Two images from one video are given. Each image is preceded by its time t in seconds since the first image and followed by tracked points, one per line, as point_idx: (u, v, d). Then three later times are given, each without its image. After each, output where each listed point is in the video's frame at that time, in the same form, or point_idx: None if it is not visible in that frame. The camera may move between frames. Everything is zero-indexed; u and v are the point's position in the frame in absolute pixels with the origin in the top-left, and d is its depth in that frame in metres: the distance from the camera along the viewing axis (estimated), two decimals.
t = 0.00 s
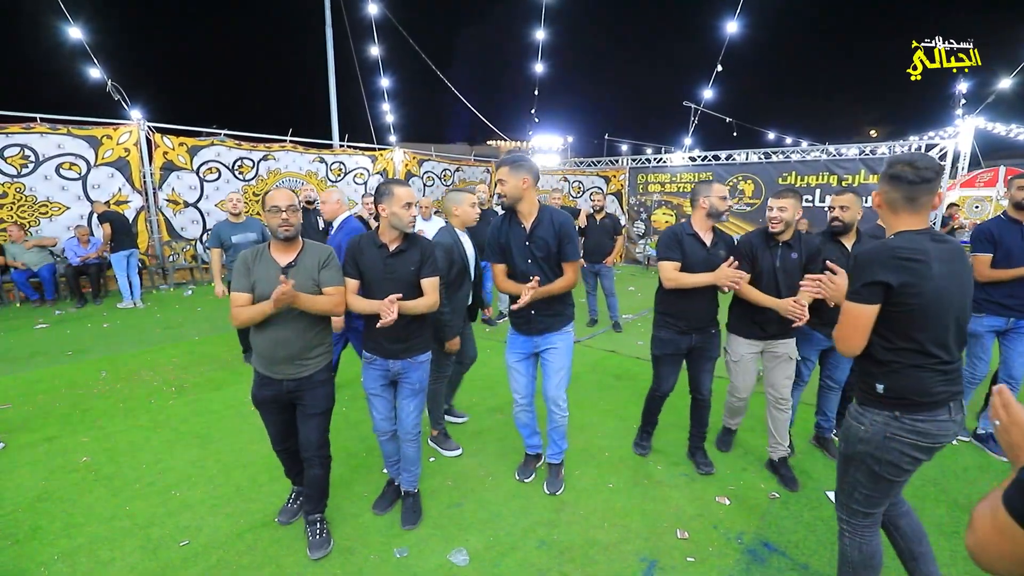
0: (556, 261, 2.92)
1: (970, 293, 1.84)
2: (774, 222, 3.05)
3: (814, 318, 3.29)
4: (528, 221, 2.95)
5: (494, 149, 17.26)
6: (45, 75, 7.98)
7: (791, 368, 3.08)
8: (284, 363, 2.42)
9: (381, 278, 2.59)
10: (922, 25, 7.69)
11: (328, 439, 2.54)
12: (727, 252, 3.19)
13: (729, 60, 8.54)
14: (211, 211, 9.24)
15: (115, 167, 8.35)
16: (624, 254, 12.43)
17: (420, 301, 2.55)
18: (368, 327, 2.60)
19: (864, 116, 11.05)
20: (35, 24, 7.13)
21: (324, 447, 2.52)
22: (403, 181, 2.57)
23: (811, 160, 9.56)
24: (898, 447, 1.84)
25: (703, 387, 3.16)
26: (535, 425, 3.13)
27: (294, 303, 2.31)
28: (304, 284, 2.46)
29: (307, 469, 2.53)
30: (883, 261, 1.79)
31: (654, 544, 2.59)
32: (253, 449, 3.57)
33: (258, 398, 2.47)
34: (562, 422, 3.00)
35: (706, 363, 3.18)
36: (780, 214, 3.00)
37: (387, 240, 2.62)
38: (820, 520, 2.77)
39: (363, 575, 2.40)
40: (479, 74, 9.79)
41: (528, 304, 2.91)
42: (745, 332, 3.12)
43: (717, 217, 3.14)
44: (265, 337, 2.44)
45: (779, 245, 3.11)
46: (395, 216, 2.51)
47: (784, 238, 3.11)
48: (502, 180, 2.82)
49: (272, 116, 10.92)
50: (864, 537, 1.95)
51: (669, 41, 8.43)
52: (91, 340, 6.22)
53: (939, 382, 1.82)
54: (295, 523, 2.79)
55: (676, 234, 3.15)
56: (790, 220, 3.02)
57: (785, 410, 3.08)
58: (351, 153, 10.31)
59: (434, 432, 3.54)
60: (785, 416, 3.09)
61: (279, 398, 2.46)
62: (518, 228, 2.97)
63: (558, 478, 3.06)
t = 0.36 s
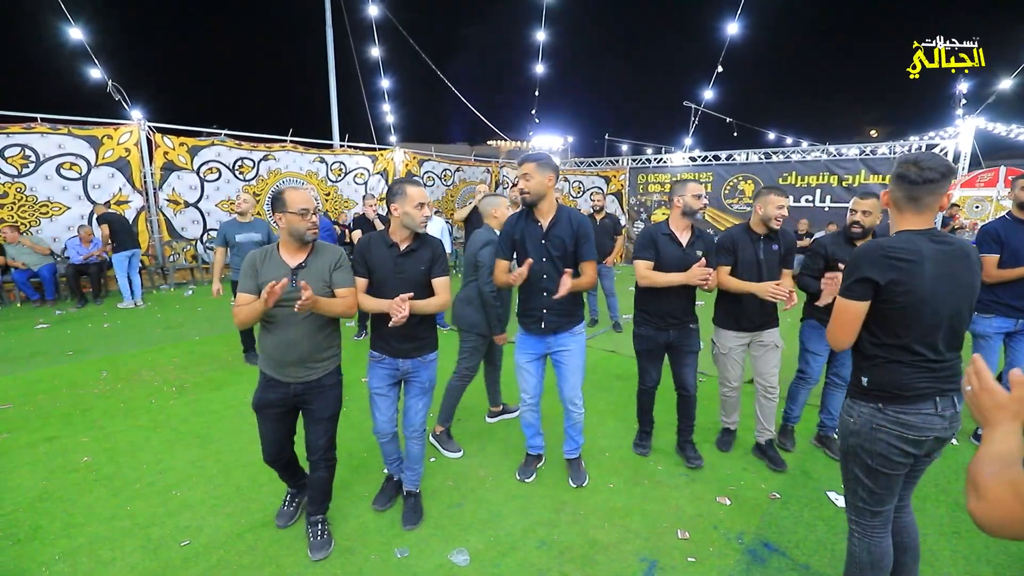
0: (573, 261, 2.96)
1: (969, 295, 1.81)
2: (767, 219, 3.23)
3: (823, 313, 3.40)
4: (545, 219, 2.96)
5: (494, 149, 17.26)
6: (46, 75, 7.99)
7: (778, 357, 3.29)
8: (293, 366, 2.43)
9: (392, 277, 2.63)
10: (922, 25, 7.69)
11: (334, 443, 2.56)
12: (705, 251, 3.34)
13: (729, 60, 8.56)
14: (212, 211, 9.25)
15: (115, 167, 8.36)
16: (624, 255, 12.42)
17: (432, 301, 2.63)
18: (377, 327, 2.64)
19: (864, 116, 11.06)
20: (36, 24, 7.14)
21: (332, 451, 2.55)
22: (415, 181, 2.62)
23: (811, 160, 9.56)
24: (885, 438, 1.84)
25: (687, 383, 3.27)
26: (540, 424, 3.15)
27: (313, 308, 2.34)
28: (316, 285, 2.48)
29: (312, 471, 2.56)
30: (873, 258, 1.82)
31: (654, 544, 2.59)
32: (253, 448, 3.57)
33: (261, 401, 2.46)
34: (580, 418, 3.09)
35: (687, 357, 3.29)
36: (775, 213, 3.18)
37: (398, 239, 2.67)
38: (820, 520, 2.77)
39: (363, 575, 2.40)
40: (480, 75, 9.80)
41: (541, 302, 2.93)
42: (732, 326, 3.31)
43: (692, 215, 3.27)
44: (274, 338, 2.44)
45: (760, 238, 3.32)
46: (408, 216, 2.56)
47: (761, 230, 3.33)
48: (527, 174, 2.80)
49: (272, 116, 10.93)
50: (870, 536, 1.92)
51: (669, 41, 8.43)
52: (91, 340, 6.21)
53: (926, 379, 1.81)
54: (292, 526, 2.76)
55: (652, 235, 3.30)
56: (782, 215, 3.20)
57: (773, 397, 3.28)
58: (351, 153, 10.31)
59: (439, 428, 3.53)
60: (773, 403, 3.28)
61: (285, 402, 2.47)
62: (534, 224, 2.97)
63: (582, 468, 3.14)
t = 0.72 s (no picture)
0: (593, 262, 3.00)
1: (988, 296, 1.80)
2: (767, 217, 3.35)
3: (826, 315, 3.45)
4: (571, 219, 3.01)
5: (494, 149, 17.27)
6: (47, 75, 7.99)
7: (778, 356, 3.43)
8: (298, 364, 2.46)
9: (395, 278, 2.65)
10: (922, 26, 7.70)
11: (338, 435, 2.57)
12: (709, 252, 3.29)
13: (728, 61, 8.57)
14: (212, 211, 9.26)
15: (116, 167, 8.37)
16: (624, 255, 12.43)
17: (434, 300, 2.63)
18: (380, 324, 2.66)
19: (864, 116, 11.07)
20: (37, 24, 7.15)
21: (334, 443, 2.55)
22: (415, 182, 2.63)
23: (811, 160, 9.58)
24: (893, 431, 1.87)
25: (681, 385, 3.31)
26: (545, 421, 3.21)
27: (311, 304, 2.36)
28: (318, 286, 2.51)
29: (315, 464, 2.55)
30: (890, 254, 1.83)
31: (655, 544, 2.60)
32: (255, 448, 3.58)
33: (266, 397, 2.49)
34: (587, 417, 3.13)
35: (685, 359, 3.31)
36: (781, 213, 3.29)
37: (400, 239, 2.68)
38: (821, 519, 2.78)
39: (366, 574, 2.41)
40: (481, 75, 9.83)
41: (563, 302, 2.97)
42: (734, 326, 3.39)
43: (700, 218, 3.26)
44: (279, 338, 2.47)
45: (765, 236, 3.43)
46: (412, 217, 2.56)
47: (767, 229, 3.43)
48: (558, 173, 2.86)
49: (272, 116, 10.94)
50: (874, 530, 1.96)
51: (668, 42, 8.45)
52: (91, 340, 6.22)
53: (938, 375, 1.83)
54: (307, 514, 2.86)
55: (656, 236, 3.28)
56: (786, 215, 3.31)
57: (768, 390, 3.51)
58: (352, 153, 10.32)
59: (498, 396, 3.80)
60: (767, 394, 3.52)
61: (289, 397, 2.49)
62: (560, 224, 3.01)
63: (582, 470, 3.16)
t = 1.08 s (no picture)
0: (599, 259, 3.06)
1: (1011, 297, 1.87)
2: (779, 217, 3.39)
3: (817, 310, 3.49)
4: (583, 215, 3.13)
5: (494, 148, 17.27)
6: (47, 75, 7.98)
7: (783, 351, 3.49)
8: (301, 352, 2.55)
9: (393, 272, 2.68)
10: (923, 24, 7.70)
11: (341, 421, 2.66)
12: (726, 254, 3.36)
13: (729, 60, 8.57)
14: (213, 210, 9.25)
15: (117, 167, 8.36)
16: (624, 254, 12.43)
17: (432, 291, 2.64)
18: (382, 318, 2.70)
19: (864, 116, 11.08)
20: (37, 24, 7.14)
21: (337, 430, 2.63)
22: (410, 178, 2.63)
23: (812, 160, 9.57)
24: (894, 422, 1.98)
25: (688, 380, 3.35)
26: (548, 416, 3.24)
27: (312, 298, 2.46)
28: (318, 279, 2.60)
29: (319, 451, 2.62)
30: (913, 256, 1.90)
31: (658, 543, 2.59)
32: (256, 448, 3.57)
33: (273, 383, 2.57)
34: (589, 418, 3.15)
35: (694, 358, 3.36)
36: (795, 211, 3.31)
37: (397, 236, 2.70)
38: (824, 519, 2.77)
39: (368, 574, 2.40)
40: (481, 75, 9.84)
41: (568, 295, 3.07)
42: (751, 321, 3.41)
43: (722, 219, 3.30)
44: (282, 329, 2.55)
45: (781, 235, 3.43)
46: (406, 215, 2.59)
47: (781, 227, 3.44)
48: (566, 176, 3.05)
49: (273, 115, 10.95)
50: (846, 497, 2.15)
51: (667, 41, 8.45)
52: (92, 339, 6.21)
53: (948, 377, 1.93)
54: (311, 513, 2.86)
55: (675, 236, 3.30)
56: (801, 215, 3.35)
57: (772, 386, 3.54)
58: (352, 152, 10.31)
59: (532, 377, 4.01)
60: (770, 391, 3.55)
61: (294, 384, 2.57)
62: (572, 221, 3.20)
63: (584, 470, 3.16)
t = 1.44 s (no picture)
0: (603, 260, 3.10)
1: (994, 293, 1.94)
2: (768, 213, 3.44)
3: (822, 308, 3.48)
4: (591, 217, 3.16)
5: (494, 148, 17.27)
6: (47, 75, 7.98)
7: (781, 346, 3.53)
8: (316, 349, 2.71)
9: (401, 272, 2.78)
10: (923, 24, 7.69)
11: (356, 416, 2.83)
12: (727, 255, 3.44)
13: (729, 59, 8.56)
14: (212, 210, 9.24)
15: (116, 167, 8.36)
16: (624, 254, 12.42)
17: (438, 295, 2.73)
18: (389, 317, 2.79)
19: (864, 116, 11.08)
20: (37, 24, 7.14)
21: (353, 425, 2.82)
22: (417, 179, 2.73)
23: (813, 159, 9.56)
24: (885, 416, 2.05)
25: (690, 377, 3.39)
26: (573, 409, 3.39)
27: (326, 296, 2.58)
28: (333, 277, 2.74)
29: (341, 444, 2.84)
30: (911, 247, 1.91)
31: (658, 543, 2.59)
32: (256, 447, 3.57)
33: (287, 378, 2.73)
34: (592, 417, 3.17)
35: (696, 357, 3.41)
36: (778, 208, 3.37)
37: (404, 236, 2.79)
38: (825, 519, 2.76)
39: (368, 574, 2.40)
40: (482, 75, 9.84)
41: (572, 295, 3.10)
42: (747, 318, 3.50)
43: (726, 220, 3.38)
44: (299, 326, 2.70)
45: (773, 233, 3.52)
46: (412, 216, 2.69)
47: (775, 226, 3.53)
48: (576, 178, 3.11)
49: (273, 116, 10.96)
50: (850, 486, 2.23)
51: (667, 40, 8.44)
52: (91, 339, 6.21)
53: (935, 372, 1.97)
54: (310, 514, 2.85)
55: (678, 235, 3.39)
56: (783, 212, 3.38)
57: (772, 382, 3.56)
58: (352, 152, 10.30)
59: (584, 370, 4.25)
60: (770, 388, 3.56)
61: (309, 379, 2.73)
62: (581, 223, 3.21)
63: (585, 470, 3.16)
